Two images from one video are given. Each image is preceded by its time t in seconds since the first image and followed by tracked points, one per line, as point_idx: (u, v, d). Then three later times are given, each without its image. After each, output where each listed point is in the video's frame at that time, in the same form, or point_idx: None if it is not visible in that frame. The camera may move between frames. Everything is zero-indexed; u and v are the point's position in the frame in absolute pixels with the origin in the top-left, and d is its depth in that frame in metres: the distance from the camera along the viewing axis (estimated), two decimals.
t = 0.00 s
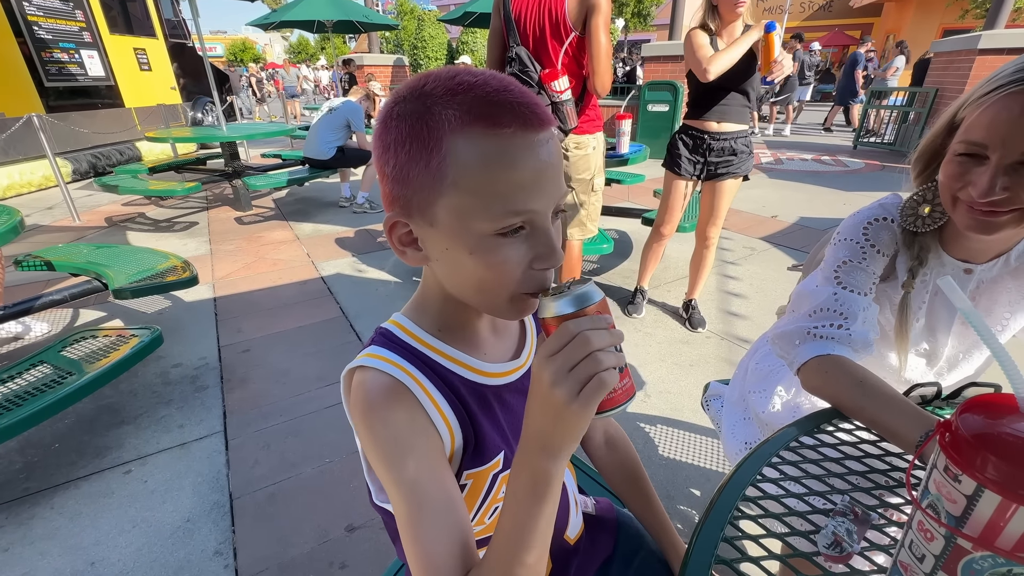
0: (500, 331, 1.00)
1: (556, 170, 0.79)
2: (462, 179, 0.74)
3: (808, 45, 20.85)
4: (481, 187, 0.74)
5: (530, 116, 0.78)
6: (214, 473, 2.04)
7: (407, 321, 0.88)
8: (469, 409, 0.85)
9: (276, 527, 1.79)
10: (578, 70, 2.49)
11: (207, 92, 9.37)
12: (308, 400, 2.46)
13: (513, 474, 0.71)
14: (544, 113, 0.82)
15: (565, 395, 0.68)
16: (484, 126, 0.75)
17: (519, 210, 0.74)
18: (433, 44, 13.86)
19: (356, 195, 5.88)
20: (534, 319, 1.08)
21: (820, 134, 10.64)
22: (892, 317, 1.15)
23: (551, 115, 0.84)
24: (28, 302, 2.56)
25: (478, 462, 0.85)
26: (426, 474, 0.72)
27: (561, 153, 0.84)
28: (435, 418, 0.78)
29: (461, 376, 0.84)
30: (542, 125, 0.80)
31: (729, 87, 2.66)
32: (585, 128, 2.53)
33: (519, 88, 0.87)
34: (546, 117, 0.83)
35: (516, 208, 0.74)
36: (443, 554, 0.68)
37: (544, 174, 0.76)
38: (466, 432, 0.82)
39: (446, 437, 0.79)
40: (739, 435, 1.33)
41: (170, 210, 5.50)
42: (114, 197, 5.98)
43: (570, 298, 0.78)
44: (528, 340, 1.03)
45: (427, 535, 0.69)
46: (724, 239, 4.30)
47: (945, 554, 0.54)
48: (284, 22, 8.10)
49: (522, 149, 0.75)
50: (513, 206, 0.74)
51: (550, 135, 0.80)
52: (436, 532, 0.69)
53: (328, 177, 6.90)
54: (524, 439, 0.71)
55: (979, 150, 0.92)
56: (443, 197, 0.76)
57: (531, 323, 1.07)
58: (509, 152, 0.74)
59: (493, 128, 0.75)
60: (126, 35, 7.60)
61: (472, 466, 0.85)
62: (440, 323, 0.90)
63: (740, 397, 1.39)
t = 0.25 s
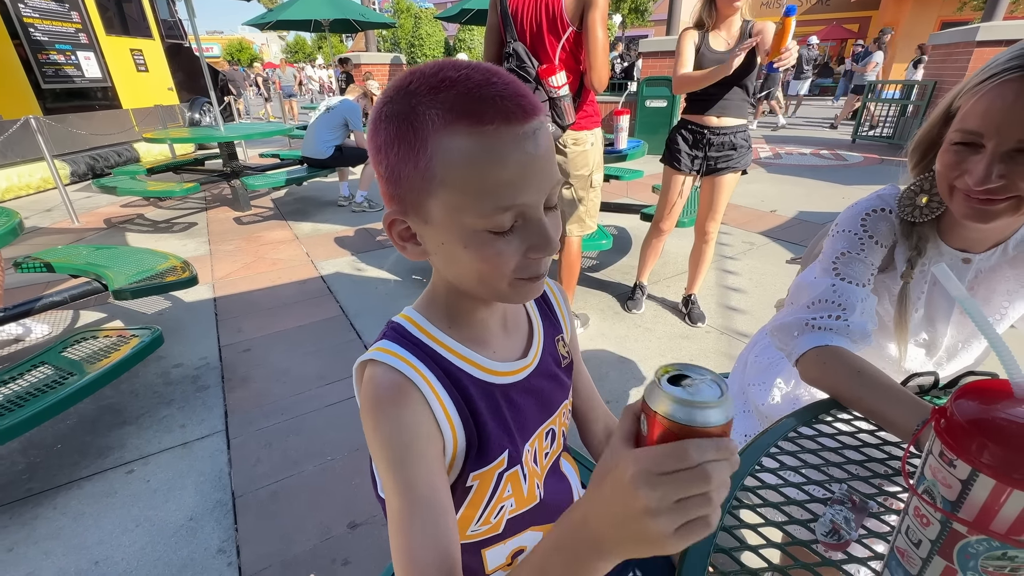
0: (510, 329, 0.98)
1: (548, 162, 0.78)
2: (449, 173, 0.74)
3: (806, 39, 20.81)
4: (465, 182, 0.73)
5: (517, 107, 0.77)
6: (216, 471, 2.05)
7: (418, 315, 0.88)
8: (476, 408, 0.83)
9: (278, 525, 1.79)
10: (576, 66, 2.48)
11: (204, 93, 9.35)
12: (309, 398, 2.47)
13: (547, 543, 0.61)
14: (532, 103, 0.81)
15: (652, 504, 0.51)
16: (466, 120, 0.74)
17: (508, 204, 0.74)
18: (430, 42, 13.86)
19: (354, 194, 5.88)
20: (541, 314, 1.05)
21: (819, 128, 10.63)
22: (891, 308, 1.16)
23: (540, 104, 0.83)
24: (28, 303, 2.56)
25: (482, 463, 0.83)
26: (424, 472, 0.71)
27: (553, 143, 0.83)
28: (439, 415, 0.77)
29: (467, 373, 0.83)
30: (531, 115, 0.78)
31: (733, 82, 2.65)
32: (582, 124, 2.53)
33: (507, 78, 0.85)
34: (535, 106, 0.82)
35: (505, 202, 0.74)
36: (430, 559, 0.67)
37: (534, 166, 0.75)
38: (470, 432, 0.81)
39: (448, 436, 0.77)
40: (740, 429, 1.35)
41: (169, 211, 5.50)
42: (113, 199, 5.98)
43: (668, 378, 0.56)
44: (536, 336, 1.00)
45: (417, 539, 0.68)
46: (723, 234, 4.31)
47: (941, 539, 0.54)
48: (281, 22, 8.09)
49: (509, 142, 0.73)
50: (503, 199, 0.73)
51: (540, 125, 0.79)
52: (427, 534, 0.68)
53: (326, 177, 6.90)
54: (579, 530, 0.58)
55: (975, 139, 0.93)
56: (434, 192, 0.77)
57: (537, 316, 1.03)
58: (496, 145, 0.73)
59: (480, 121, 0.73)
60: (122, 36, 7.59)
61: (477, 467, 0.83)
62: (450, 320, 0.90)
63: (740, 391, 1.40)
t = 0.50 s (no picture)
0: (514, 312, 0.99)
1: (525, 136, 0.78)
2: (421, 152, 0.76)
3: (804, 34, 20.78)
4: (446, 162, 0.74)
5: (488, 82, 0.78)
6: (218, 466, 2.06)
7: (426, 294, 0.89)
8: (484, 386, 0.84)
9: (281, 518, 1.81)
10: (572, 58, 2.47)
11: (203, 94, 9.37)
12: (310, 394, 2.48)
13: None
14: (506, 76, 0.81)
15: None
16: (439, 100, 0.74)
17: (478, 180, 0.74)
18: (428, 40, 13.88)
19: (354, 193, 5.89)
20: (544, 299, 1.05)
21: (818, 122, 10.62)
22: (884, 293, 1.16)
23: (515, 77, 0.82)
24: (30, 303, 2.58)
25: (488, 439, 0.84)
26: (430, 444, 0.73)
27: (533, 115, 0.82)
28: (448, 391, 0.78)
29: (476, 352, 0.84)
30: (503, 89, 0.78)
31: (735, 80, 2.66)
32: (580, 118, 2.54)
33: (483, 56, 0.85)
34: (509, 78, 0.82)
35: (477, 178, 0.74)
36: (433, 530, 0.69)
37: (508, 139, 0.75)
38: (478, 409, 0.82)
39: (456, 411, 0.78)
40: (735, 417, 1.35)
41: (169, 212, 5.51)
42: (113, 200, 5.99)
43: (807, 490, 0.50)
44: (539, 321, 1.00)
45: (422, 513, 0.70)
46: (722, 228, 4.31)
47: (925, 508, 0.55)
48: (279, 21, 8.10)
49: (478, 117, 0.74)
50: (473, 175, 0.74)
51: (514, 97, 0.78)
52: (432, 506, 0.70)
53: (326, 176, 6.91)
54: None
55: (965, 123, 0.93)
56: (414, 173, 0.78)
57: (541, 301, 1.03)
58: (466, 122, 0.73)
59: (449, 99, 0.74)
60: (120, 37, 7.60)
61: (482, 443, 0.84)
62: (455, 300, 0.91)
63: (736, 380, 1.40)
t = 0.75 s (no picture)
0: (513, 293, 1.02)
1: (513, 120, 0.80)
2: (415, 140, 0.79)
3: (804, 29, 20.74)
4: (436, 147, 0.77)
5: (479, 69, 0.80)
6: (223, 460, 2.10)
7: (431, 275, 0.92)
8: (488, 362, 0.87)
9: (284, 509, 1.84)
10: (568, 54, 2.51)
11: (203, 96, 9.41)
12: (312, 389, 2.52)
13: None
14: (497, 63, 0.84)
15: None
16: (430, 88, 0.77)
17: (468, 165, 0.77)
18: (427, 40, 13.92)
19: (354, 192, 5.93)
20: (540, 281, 1.08)
21: (818, 117, 10.61)
22: (870, 277, 1.19)
23: (505, 63, 0.85)
24: (36, 302, 2.61)
25: (491, 413, 0.87)
26: (443, 416, 0.76)
27: (524, 101, 0.85)
28: (456, 365, 0.81)
29: (481, 330, 0.87)
30: (493, 76, 0.81)
31: (735, 77, 2.70)
32: (576, 113, 2.56)
33: (474, 44, 0.87)
34: (500, 65, 0.85)
35: (469, 164, 0.77)
36: (447, 498, 0.72)
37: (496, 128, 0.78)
38: (482, 384, 0.85)
39: (463, 383, 0.82)
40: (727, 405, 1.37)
41: (171, 213, 5.55)
42: (116, 202, 6.04)
43: None
44: (537, 302, 1.03)
45: (437, 482, 0.73)
46: (721, 223, 4.33)
47: (896, 472, 0.58)
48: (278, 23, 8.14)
49: (467, 106, 0.77)
50: (463, 161, 0.77)
51: (504, 83, 0.81)
52: (446, 476, 0.73)
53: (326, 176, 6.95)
54: None
55: (946, 109, 0.95)
56: (409, 160, 0.81)
57: (537, 283, 1.06)
58: (455, 107, 0.76)
59: (440, 89, 0.77)
60: (121, 40, 7.64)
61: (485, 416, 0.87)
62: (457, 280, 0.94)
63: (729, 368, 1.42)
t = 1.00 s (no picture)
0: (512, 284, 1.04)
1: (504, 99, 0.83)
2: (409, 119, 0.83)
3: (804, 25, 20.73)
4: (429, 126, 0.81)
5: (470, 54, 0.84)
6: (228, 455, 2.13)
7: (431, 264, 0.95)
8: (486, 349, 0.90)
9: (289, 502, 1.88)
10: (567, 51, 2.54)
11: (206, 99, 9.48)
12: (315, 385, 2.55)
13: None
14: (490, 50, 0.88)
15: None
16: (424, 72, 0.82)
17: (456, 139, 0.80)
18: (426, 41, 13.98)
19: (356, 192, 5.97)
20: (538, 271, 1.11)
21: (818, 113, 10.60)
22: (856, 265, 1.22)
23: (498, 52, 0.89)
24: (43, 302, 2.66)
25: (489, 398, 0.90)
26: (443, 400, 0.78)
27: (515, 85, 0.88)
28: (453, 349, 0.84)
29: (479, 318, 0.90)
30: (484, 60, 0.84)
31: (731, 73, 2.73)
32: (574, 110, 2.59)
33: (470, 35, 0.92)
34: (493, 53, 0.88)
35: (458, 138, 0.80)
36: (447, 478, 0.73)
37: (486, 102, 0.81)
38: (479, 368, 0.88)
39: (461, 369, 0.84)
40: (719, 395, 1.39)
41: (175, 215, 5.60)
42: (120, 205, 6.10)
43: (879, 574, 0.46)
44: (535, 292, 1.06)
45: (435, 461, 0.75)
46: (721, 219, 4.34)
47: (868, 443, 0.61)
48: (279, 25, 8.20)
49: (459, 83, 0.80)
50: (451, 135, 0.80)
51: (495, 67, 0.85)
52: (445, 460, 0.75)
53: (328, 177, 7.00)
54: None
55: (925, 98, 0.98)
56: (404, 141, 0.85)
57: (535, 273, 1.09)
58: (446, 88, 0.80)
59: (433, 69, 0.82)
60: (123, 45, 7.71)
61: (483, 402, 0.90)
62: (457, 270, 0.97)
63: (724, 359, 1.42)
